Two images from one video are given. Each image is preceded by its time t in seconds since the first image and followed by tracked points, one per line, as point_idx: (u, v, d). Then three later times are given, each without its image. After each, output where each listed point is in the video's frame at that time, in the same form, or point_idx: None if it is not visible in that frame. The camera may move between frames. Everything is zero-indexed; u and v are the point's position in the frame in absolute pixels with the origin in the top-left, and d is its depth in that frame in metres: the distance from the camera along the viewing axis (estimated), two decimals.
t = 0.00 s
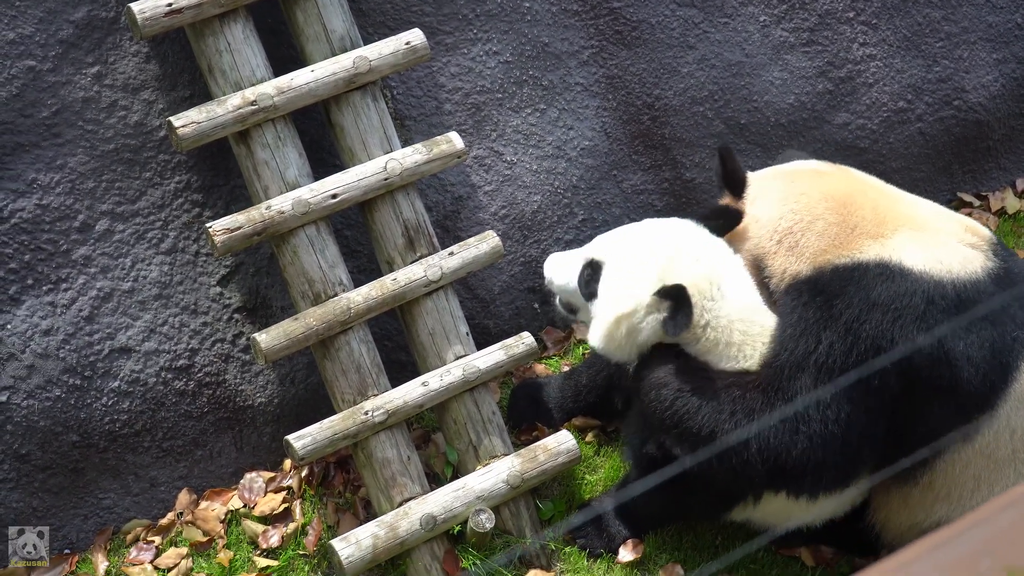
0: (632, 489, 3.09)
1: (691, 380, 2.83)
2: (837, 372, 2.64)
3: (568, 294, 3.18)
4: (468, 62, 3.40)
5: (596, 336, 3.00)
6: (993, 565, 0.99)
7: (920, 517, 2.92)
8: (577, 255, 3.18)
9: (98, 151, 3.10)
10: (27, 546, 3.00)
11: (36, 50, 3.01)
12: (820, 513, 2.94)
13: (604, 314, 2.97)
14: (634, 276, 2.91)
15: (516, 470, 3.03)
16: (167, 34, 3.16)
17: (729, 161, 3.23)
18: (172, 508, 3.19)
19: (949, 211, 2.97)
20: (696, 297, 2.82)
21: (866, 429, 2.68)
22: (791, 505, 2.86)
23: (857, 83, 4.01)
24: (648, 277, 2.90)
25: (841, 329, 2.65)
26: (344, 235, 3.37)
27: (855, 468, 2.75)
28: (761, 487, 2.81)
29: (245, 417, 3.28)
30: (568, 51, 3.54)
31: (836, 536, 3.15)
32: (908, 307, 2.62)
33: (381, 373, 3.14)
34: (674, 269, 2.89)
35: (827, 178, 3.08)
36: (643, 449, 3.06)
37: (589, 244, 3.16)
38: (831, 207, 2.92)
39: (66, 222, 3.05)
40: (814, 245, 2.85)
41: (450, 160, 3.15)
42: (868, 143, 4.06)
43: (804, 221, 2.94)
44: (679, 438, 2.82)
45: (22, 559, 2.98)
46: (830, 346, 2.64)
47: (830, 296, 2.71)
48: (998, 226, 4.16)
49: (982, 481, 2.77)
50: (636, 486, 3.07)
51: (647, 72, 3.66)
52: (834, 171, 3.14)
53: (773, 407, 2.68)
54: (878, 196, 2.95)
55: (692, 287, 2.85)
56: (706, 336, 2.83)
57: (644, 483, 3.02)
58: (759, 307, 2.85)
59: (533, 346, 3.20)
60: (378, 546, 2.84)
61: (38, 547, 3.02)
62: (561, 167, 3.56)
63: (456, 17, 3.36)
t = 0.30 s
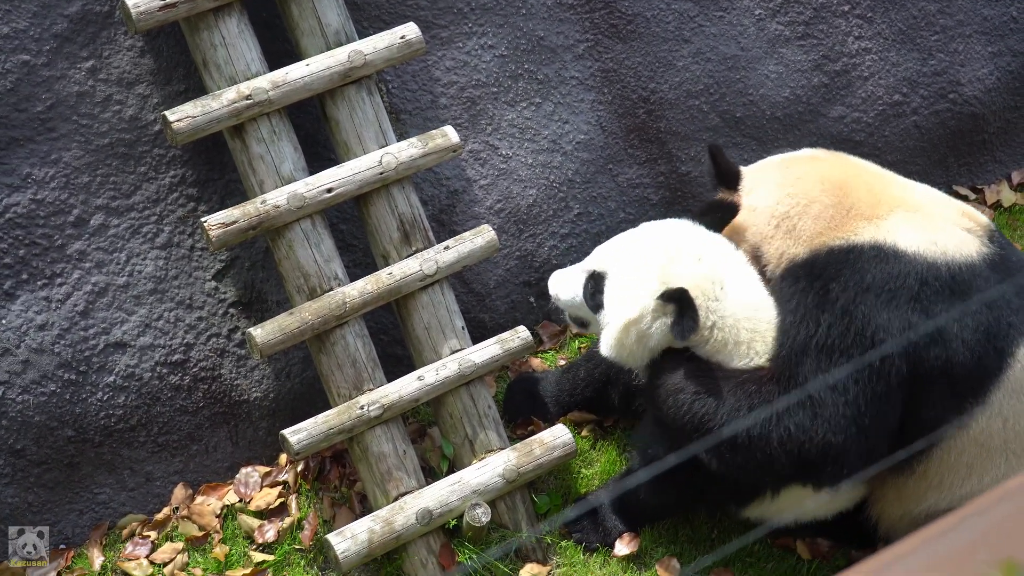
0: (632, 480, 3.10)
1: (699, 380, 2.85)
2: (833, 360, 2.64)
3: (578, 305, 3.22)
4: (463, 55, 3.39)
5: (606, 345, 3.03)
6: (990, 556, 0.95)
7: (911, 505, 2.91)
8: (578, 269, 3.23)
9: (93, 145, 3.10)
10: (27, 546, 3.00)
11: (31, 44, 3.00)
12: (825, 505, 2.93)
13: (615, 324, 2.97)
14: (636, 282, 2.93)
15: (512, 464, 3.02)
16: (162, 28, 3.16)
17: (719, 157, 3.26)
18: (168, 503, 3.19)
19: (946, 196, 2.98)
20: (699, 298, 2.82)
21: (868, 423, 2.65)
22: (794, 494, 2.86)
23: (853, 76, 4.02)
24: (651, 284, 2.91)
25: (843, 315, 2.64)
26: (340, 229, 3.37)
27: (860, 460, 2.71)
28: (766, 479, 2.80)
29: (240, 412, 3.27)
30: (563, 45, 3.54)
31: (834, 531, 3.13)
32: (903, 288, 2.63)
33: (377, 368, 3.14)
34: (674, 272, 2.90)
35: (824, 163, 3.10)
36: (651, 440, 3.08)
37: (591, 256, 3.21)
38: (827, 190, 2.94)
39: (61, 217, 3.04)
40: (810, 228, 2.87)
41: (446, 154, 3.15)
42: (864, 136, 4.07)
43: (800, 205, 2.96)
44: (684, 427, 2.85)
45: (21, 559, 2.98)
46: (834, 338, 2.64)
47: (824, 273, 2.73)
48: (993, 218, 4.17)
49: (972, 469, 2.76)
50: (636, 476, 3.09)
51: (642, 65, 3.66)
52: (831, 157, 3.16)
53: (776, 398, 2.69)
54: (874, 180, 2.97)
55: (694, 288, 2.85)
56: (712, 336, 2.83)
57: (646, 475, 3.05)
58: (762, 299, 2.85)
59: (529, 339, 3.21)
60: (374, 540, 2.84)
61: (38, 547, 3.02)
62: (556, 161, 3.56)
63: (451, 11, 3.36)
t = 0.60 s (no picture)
0: (628, 473, 3.09)
1: (688, 368, 2.86)
2: (823, 344, 2.67)
3: (565, 324, 3.12)
4: (458, 49, 3.39)
5: (602, 356, 3.04)
6: (988, 547, 0.97)
7: (903, 487, 2.93)
8: (558, 288, 3.16)
9: (88, 140, 3.09)
10: (28, 546, 3.01)
11: (25, 39, 2.99)
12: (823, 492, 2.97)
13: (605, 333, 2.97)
14: (619, 292, 2.93)
15: (508, 458, 3.02)
16: (156, 22, 3.15)
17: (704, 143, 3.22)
18: (164, 497, 3.19)
19: (920, 168, 3.04)
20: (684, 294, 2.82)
21: (856, 396, 2.67)
22: (790, 478, 2.89)
23: (848, 69, 4.01)
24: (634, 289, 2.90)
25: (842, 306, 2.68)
26: (335, 223, 3.37)
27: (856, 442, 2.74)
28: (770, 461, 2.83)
29: (236, 407, 3.27)
30: (558, 38, 3.54)
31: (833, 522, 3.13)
32: (880, 251, 2.69)
33: (372, 362, 3.13)
34: (654, 272, 2.89)
35: (799, 141, 3.14)
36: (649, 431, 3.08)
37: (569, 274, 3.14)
38: (805, 165, 2.97)
39: (56, 212, 3.04)
40: (791, 201, 2.88)
41: (441, 148, 3.15)
42: (859, 129, 4.07)
43: (780, 179, 2.97)
44: (682, 418, 2.86)
45: (21, 559, 2.99)
46: (821, 318, 2.69)
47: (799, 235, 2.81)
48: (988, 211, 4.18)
49: (963, 448, 2.77)
50: (633, 470, 3.08)
51: (638, 59, 3.66)
52: (805, 136, 3.20)
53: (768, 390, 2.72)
54: (851, 155, 3.01)
55: (677, 283, 2.85)
56: (704, 327, 2.84)
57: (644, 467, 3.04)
58: (746, 282, 2.86)
59: (525, 332, 3.21)
60: (370, 535, 2.83)
61: (38, 547, 3.02)
62: (551, 155, 3.56)
63: (446, 5, 3.35)
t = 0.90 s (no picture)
0: (619, 466, 3.11)
1: (669, 330, 2.88)
2: (804, 307, 2.74)
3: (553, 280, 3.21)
4: (452, 44, 3.39)
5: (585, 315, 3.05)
6: (981, 541, 0.86)
7: (895, 473, 2.93)
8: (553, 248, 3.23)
9: (81, 136, 3.09)
10: (27, 546, 3.00)
11: (18, 35, 2.99)
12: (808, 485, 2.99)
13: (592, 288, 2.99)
14: (609, 247, 2.95)
15: (503, 453, 3.02)
16: (150, 18, 3.15)
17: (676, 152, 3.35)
18: (159, 493, 3.19)
19: (893, 150, 3.17)
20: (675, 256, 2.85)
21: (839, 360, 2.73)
22: (773, 457, 2.92)
23: (842, 63, 4.02)
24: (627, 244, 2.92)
25: (822, 273, 2.75)
26: (329, 219, 3.38)
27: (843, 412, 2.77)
28: (756, 439, 2.86)
29: (230, 402, 3.27)
30: (552, 33, 3.54)
31: (827, 515, 3.12)
32: (855, 217, 2.78)
33: (367, 357, 3.13)
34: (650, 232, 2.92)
35: (777, 133, 3.29)
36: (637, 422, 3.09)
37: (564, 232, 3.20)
38: (780, 150, 3.12)
39: (50, 207, 3.04)
40: (765, 182, 3.03)
41: (435, 143, 3.15)
42: (853, 123, 4.08)
43: (755, 165, 3.12)
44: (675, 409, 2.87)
45: (22, 559, 2.96)
46: (800, 283, 2.76)
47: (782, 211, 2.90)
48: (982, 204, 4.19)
49: (949, 424, 2.78)
50: (624, 463, 3.09)
51: (631, 53, 3.66)
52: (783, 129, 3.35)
53: (754, 356, 2.74)
54: (825, 139, 3.15)
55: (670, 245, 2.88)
56: (687, 292, 2.86)
57: (635, 459, 3.05)
58: (731, 257, 2.90)
59: (519, 328, 3.20)
60: (365, 531, 2.83)
61: (38, 547, 3.01)
62: (545, 149, 3.57)
63: None
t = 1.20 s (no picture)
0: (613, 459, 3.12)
1: (667, 312, 2.85)
2: (796, 284, 2.75)
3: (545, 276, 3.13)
4: (445, 41, 3.40)
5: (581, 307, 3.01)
6: (968, 537, 0.86)
7: (892, 466, 2.95)
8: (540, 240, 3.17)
9: (74, 134, 3.09)
10: (27, 546, 3.01)
11: (11, 33, 2.99)
12: (798, 478, 3.00)
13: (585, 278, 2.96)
14: (601, 236, 2.93)
15: (497, 450, 3.02)
16: (143, 16, 3.16)
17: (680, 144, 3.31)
18: (153, 490, 3.19)
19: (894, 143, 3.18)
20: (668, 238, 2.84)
21: (831, 348, 2.74)
22: (768, 447, 2.93)
23: (834, 59, 4.02)
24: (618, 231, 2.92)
25: (816, 260, 2.76)
26: (322, 215, 3.38)
27: (840, 402, 2.78)
28: (751, 430, 2.88)
29: (225, 399, 3.27)
30: (545, 29, 3.55)
31: (822, 510, 3.13)
32: (852, 200, 2.80)
33: (361, 354, 3.13)
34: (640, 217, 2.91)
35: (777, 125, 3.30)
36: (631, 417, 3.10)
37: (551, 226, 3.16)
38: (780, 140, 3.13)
39: (43, 205, 3.04)
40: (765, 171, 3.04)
41: (428, 139, 3.15)
42: (845, 119, 4.08)
43: (756, 155, 3.13)
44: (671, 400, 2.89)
45: (22, 559, 2.97)
46: (795, 265, 2.78)
47: (777, 200, 2.90)
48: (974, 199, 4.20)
49: (946, 417, 2.80)
50: (619, 456, 3.10)
51: (624, 50, 3.67)
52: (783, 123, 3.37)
53: (751, 334, 2.73)
54: (824, 131, 3.17)
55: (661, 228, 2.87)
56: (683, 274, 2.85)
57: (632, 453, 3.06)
58: (726, 242, 2.88)
59: (512, 323, 3.20)
60: (359, 527, 2.83)
61: (38, 547, 3.02)
62: (538, 146, 3.58)
63: None
